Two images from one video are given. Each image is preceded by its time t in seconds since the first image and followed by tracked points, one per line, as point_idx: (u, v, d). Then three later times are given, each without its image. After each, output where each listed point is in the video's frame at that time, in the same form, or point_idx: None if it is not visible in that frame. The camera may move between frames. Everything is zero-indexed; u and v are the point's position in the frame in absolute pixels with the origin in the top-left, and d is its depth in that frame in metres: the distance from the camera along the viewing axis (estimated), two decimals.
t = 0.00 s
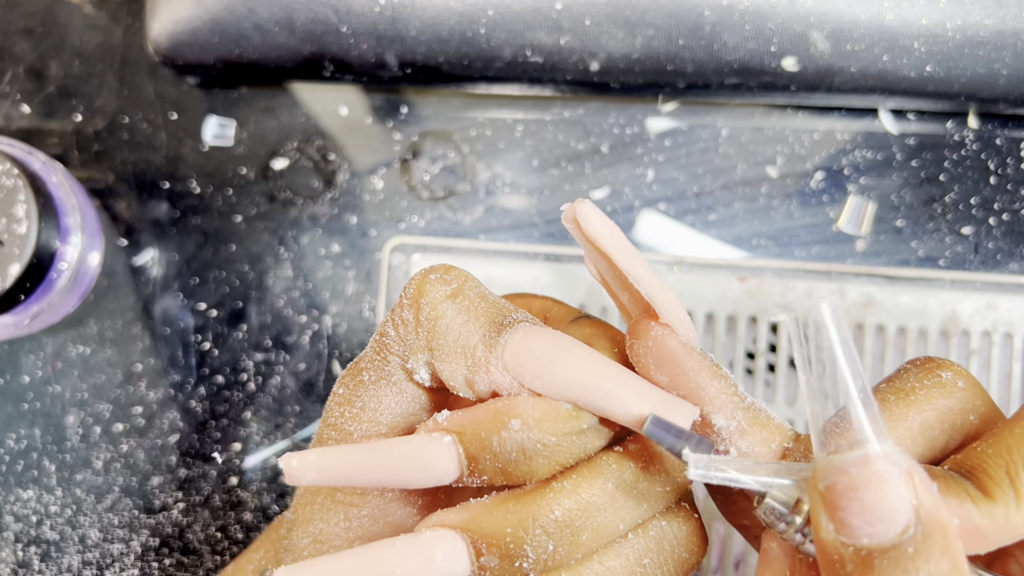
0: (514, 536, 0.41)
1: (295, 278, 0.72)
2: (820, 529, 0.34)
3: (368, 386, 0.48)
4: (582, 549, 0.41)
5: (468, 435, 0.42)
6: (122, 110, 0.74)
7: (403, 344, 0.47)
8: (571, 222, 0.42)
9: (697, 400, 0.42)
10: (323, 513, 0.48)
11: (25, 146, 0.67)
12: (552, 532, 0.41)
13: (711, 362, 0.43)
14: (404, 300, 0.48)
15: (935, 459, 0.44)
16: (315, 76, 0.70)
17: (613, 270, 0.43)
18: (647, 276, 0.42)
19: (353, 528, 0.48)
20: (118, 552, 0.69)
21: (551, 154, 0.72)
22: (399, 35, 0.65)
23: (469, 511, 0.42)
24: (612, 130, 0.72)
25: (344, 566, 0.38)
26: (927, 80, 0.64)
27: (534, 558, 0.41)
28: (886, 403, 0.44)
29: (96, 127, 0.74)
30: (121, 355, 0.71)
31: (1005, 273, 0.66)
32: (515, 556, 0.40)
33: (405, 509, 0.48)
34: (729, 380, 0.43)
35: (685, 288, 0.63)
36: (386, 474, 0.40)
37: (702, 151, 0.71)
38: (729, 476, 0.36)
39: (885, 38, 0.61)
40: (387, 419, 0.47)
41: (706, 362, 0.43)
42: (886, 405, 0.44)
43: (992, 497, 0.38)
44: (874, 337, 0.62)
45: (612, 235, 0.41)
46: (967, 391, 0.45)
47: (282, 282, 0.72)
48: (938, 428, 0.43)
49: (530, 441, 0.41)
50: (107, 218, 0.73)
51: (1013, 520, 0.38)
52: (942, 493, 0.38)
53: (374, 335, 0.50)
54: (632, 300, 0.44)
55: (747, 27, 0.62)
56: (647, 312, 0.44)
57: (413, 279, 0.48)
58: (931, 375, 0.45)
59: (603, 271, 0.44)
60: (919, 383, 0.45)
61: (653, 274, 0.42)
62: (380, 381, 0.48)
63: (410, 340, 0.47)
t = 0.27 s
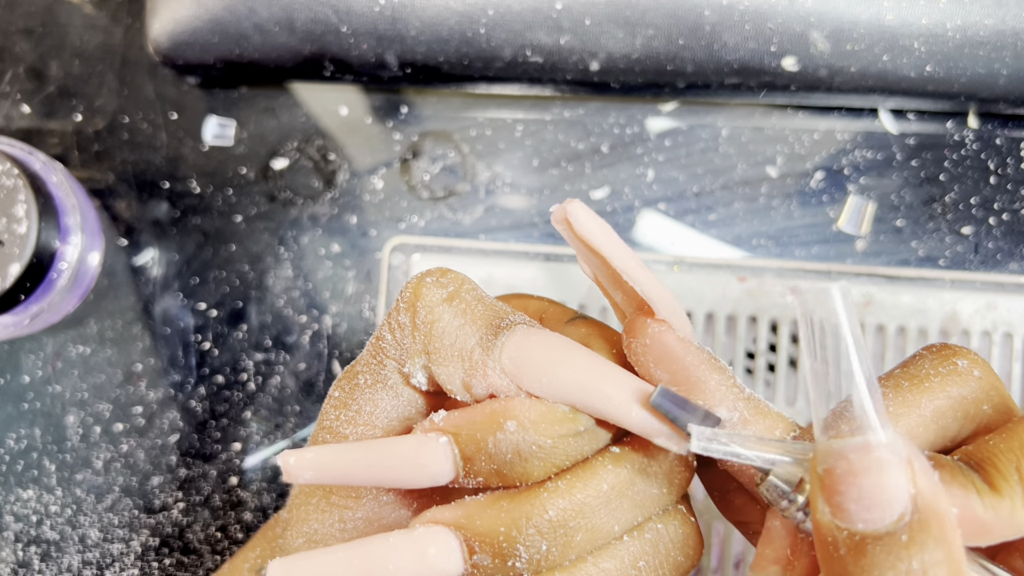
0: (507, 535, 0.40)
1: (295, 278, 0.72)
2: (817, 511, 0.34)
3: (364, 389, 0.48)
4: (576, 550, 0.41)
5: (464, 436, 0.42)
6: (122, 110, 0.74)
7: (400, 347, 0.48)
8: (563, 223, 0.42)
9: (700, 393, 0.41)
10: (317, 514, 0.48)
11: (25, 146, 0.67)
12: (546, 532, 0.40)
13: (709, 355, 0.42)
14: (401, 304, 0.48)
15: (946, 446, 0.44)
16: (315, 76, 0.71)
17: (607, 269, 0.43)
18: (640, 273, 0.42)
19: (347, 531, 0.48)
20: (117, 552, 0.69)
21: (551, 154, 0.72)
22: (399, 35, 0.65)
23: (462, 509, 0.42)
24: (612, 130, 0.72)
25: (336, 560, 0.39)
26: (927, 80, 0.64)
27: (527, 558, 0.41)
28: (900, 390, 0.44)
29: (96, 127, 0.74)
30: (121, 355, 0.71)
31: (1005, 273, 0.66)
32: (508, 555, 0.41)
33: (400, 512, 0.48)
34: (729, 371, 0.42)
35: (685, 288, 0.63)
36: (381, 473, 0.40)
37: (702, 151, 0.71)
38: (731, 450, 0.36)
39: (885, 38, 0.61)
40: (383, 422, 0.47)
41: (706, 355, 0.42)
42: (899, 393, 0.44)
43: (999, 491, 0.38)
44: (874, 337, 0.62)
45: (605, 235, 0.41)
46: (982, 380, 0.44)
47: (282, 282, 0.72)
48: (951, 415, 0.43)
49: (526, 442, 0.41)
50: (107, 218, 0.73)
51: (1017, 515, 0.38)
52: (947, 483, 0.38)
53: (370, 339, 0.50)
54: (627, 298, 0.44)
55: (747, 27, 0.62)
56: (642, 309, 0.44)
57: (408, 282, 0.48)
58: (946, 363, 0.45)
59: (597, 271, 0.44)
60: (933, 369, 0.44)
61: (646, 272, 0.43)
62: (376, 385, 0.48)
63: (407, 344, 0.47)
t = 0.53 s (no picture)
0: (513, 537, 0.41)
1: (295, 278, 0.72)
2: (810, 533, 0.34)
3: (374, 395, 0.47)
4: (582, 551, 0.41)
5: (473, 437, 0.42)
6: (122, 110, 0.74)
7: (408, 353, 0.47)
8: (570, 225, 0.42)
9: (704, 400, 0.41)
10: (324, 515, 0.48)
11: (25, 146, 0.67)
12: (552, 534, 0.41)
13: (716, 362, 0.42)
14: (408, 310, 0.47)
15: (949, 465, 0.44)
16: (315, 76, 0.71)
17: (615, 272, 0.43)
18: (649, 279, 0.42)
19: (354, 533, 0.48)
20: (118, 552, 0.69)
21: (551, 154, 0.72)
22: (399, 35, 0.65)
23: (469, 511, 0.42)
24: (612, 130, 0.72)
25: (343, 561, 0.38)
26: (927, 80, 0.64)
27: (532, 559, 0.41)
28: (900, 409, 0.44)
29: (96, 127, 0.74)
30: (121, 355, 0.71)
31: (1005, 274, 0.66)
32: (514, 557, 0.41)
33: (407, 515, 0.48)
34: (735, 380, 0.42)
35: (685, 288, 0.64)
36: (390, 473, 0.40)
37: (702, 151, 0.71)
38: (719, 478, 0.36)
39: (885, 38, 0.61)
40: (395, 427, 0.47)
41: (712, 362, 0.42)
42: (899, 412, 0.44)
43: (994, 508, 0.38)
44: (874, 337, 0.63)
45: (613, 239, 0.41)
46: (984, 397, 0.44)
47: (282, 282, 0.72)
48: (952, 435, 0.43)
49: (534, 445, 0.41)
50: (108, 218, 0.73)
51: (1012, 532, 0.38)
52: (941, 501, 0.38)
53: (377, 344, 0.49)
54: (635, 301, 0.44)
55: (747, 27, 0.62)
56: (650, 313, 0.43)
57: (415, 287, 0.47)
58: (947, 380, 0.45)
59: (605, 273, 0.44)
60: (935, 388, 0.44)
61: (656, 277, 0.42)
62: (385, 391, 0.47)
63: (415, 350, 0.46)
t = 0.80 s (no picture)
0: (512, 546, 0.41)
1: (295, 278, 0.72)
2: (818, 515, 0.34)
3: (371, 407, 0.47)
4: (581, 559, 0.41)
5: (471, 450, 0.42)
6: (122, 110, 0.74)
7: (406, 366, 0.47)
8: (558, 234, 0.42)
9: (705, 396, 0.40)
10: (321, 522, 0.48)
11: (25, 146, 0.67)
12: (550, 543, 0.41)
13: (716, 358, 0.42)
14: (405, 321, 0.47)
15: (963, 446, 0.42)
16: (315, 76, 0.70)
17: (605, 277, 0.43)
18: (639, 279, 0.42)
19: (352, 540, 0.48)
20: (118, 552, 0.69)
21: (551, 154, 0.72)
22: (399, 35, 0.65)
23: (467, 518, 0.42)
24: (612, 130, 0.72)
25: (340, 567, 0.38)
26: (927, 80, 0.64)
27: (531, 568, 0.41)
28: (914, 388, 0.42)
29: (96, 127, 0.74)
30: (121, 355, 0.71)
31: (1005, 274, 0.66)
32: (513, 566, 0.41)
33: (405, 523, 0.48)
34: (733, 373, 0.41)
35: (685, 289, 0.64)
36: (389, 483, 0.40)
37: (702, 151, 0.71)
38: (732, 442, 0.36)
39: (885, 38, 0.61)
40: (393, 439, 0.47)
41: (712, 359, 0.41)
42: (913, 390, 0.42)
43: (1007, 491, 0.36)
44: (874, 337, 0.63)
45: (601, 243, 0.41)
46: (1001, 379, 0.43)
47: (282, 282, 0.72)
48: (967, 415, 0.42)
49: (533, 458, 0.41)
50: (107, 218, 0.73)
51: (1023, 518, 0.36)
52: (952, 481, 0.36)
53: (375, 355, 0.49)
54: (627, 306, 0.44)
55: (747, 27, 0.62)
56: (644, 316, 0.43)
57: (411, 299, 0.47)
58: (964, 361, 0.43)
59: (595, 280, 0.44)
60: (950, 368, 0.43)
61: (646, 279, 0.42)
62: (383, 403, 0.47)
63: (413, 363, 0.46)
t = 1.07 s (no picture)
0: (513, 538, 0.41)
1: (295, 278, 0.72)
2: (807, 492, 0.35)
3: (374, 408, 0.48)
4: (581, 553, 0.41)
5: (473, 447, 0.42)
6: (122, 110, 0.74)
7: (408, 367, 0.47)
8: (551, 231, 0.42)
9: (704, 381, 0.41)
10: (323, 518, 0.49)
11: (25, 146, 0.67)
12: (551, 536, 0.41)
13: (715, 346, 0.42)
14: (405, 322, 0.47)
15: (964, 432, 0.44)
16: (315, 76, 0.70)
17: (599, 271, 0.44)
18: (633, 270, 0.43)
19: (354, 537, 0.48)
20: (118, 552, 0.69)
21: (551, 154, 0.72)
22: (399, 35, 0.65)
23: (469, 511, 0.42)
24: (612, 130, 0.72)
25: (344, 560, 0.38)
26: (927, 80, 0.64)
27: (532, 561, 0.41)
28: (915, 375, 0.45)
29: (96, 127, 0.74)
30: (121, 355, 0.71)
31: (1005, 273, 0.66)
32: (514, 558, 0.41)
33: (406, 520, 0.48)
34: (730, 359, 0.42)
35: (685, 289, 0.64)
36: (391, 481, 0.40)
37: (702, 151, 0.71)
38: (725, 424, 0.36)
39: (885, 38, 0.61)
40: (395, 438, 0.47)
41: (711, 347, 0.42)
42: (913, 377, 0.45)
43: (998, 475, 0.38)
44: (874, 337, 0.63)
45: (595, 238, 0.42)
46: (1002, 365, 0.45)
47: (282, 282, 0.72)
48: (967, 401, 0.44)
49: (536, 454, 0.41)
50: (108, 218, 0.73)
51: (1016, 500, 0.38)
52: (945, 462, 0.39)
53: (375, 355, 0.49)
54: (621, 299, 0.45)
55: (747, 27, 0.62)
56: (639, 308, 0.44)
57: (411, 299, 0.47)
58: (965, 348, 0.45)
59: (588, 276, 0.45)
60: (951, 355, 0.45)
61: (639, 269, 0.43)
62: (385, 404, 0.47)
63: (415, 363, 0.46)
